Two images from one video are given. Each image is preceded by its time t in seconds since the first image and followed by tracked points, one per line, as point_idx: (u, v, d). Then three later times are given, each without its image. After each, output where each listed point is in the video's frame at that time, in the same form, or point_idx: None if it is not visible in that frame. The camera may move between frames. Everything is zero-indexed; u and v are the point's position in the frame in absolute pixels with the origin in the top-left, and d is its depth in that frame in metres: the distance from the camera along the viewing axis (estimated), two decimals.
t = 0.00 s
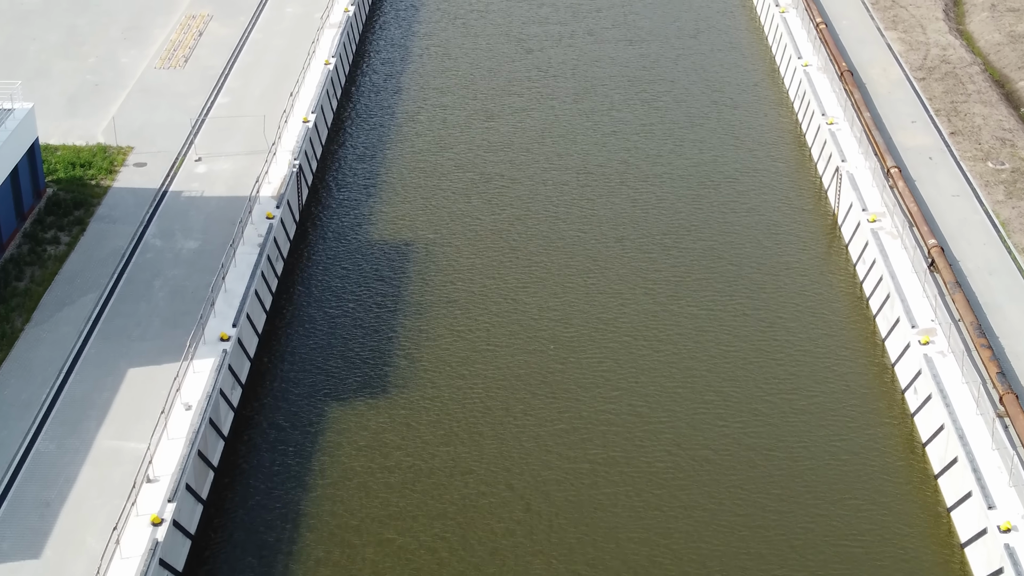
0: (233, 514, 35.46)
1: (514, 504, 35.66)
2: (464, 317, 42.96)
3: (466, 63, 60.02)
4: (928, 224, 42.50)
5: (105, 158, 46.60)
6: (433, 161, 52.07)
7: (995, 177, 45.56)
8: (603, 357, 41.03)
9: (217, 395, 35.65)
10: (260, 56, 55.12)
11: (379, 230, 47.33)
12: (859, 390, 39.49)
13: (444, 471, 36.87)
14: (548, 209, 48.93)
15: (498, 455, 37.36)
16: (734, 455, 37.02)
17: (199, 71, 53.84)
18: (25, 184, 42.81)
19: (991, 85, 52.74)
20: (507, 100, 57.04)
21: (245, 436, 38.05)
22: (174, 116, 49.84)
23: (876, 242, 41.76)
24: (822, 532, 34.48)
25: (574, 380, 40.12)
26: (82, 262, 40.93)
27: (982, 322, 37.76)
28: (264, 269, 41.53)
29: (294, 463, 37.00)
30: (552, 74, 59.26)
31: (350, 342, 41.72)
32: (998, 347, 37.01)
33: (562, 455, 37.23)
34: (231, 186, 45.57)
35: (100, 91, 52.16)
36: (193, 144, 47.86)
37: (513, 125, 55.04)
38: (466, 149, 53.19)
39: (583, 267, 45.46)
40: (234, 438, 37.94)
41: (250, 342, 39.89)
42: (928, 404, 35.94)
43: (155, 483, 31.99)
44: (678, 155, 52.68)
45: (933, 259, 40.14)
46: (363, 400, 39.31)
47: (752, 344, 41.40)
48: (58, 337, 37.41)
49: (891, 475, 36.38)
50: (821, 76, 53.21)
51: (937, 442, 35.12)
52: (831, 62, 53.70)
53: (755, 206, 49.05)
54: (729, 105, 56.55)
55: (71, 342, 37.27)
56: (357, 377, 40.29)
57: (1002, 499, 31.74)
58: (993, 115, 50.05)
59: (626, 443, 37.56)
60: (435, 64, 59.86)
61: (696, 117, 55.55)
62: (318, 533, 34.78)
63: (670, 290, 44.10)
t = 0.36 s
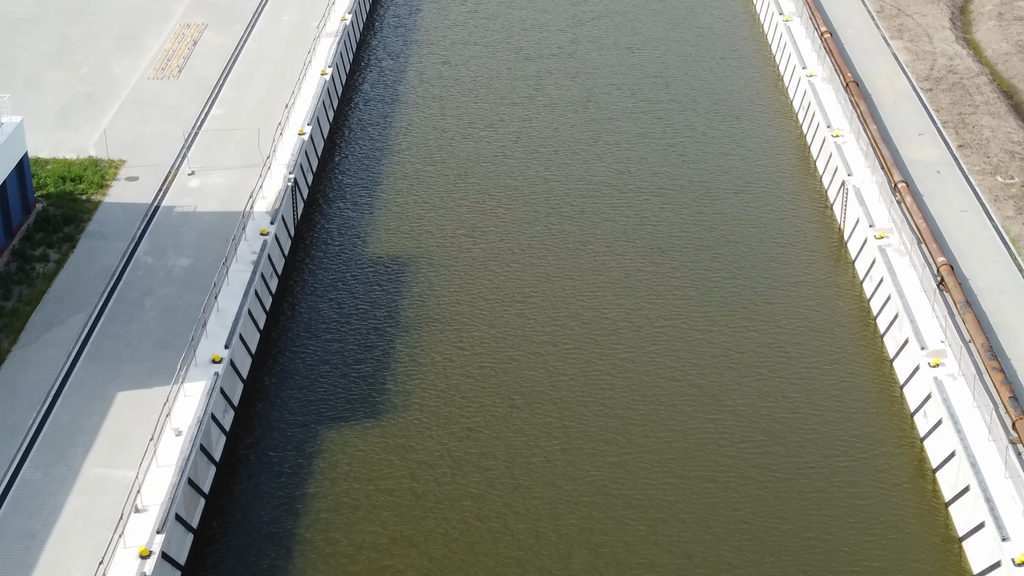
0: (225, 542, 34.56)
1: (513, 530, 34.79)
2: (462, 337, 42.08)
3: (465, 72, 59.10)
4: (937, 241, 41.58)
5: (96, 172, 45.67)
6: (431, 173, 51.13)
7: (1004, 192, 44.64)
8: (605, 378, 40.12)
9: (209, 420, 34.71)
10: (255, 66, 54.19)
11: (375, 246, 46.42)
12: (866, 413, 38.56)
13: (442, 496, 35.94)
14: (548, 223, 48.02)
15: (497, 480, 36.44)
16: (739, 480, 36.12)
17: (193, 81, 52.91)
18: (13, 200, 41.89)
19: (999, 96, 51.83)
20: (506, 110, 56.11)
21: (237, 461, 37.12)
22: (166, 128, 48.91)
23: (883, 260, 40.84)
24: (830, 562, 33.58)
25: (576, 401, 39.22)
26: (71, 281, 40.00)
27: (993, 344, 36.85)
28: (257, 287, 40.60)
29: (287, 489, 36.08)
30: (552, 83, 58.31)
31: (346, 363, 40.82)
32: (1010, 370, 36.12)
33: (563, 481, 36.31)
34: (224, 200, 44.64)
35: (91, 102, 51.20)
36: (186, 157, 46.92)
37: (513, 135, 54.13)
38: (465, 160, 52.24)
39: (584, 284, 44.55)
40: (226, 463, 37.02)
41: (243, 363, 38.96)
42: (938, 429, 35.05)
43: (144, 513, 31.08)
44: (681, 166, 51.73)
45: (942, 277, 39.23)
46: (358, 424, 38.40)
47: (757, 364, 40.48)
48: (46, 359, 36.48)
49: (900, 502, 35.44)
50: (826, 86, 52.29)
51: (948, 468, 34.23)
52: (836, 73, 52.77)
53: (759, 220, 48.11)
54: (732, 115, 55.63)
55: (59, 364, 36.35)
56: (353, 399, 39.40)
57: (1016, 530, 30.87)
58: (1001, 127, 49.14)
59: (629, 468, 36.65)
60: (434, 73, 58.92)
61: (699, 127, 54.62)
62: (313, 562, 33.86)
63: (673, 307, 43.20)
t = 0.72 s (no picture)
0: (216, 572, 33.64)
1: (512, 558, 33.90)
2: (460, 357, 41.17)
3: (464, 81, 58.18)
4: (946, 258, 40.66)
5: (87, 187, 44.75)
6: (428, 186, 50.20)
7: (1014, 207, 43.70)
8: (606, 399, 39.21)
9: (199, 446, 33.78)
10: (250, 77, 53.28)
11: (372, 263, 45.51)
12: (874, 437, 37.64)
13: (439, 523, 35.00)
14: (548, 237, 47.11)
15: (496, 506, 35.50)
16: (744, 506, 35.21)
17: (186, 93, 51.99)
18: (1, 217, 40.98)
19: (1007, 107, 50.90)
20: (505, 120, 55.18)
21: (229, 486, 36.20)
22: (159, 141, 47.98)
23: (891, 278, 39.93)
24: None
25: (577, 424, 38.33)
26: (60, 300, 39.09)
27: (1004, 367, 35.94)
28: (250, 306, 39.66)
29: (280, 516, 35.15)
30: (552, 93, 57.39)
31: (341, 384, 39.91)
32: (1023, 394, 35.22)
33: (564, 507, 35.38)
34: (217, 216, 43.71)
35: (83, 114, 50.26)
36: (179, 171, 45.99)
37: (512, 146, 53.21)
38: (463, 173, 51.32)
39: (584, 301, 43.63)
40: (219, 489, 36.10)
41: (236, 385, 38.03)
42: (949, 455, 34.16)
43: (131, 545, 30.14)
44: (683, 179, 50.81)
45: (952, 297, 38.32)
46: (354, 447, 37.47)
47: (762, 385, 39.58)
48: (33, 383, 35.56)
49: (910, 530, 34.51)
50: (831, 97, 51.37)
51: (960, 496, 33.33)
52: (841, 84, 51.84)
53: (763, 234, 47.18)
54: (735, 126, 54.71)
55: (46, 388, 35.42)
56: (348, 422, 38.48)
57: None
58: (1010, 140, 48.22)
59: (631, 493, 35.73)
60: (432, 82, 57.99)
61: (701, 138, 53.69)
62: None
63: (676, 325, 42.29)
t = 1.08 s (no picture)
0: None
1: None
2: (459, 377, 40.32)
3: (462, 91, 57.33)
4: (954, 275, 39.83)
5: (78, 201, 43.90)
6: (427, 199, 49.34)
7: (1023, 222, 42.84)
8: (607, 420, 38.39)
9: (191, 471, 32.95)
10: (245, 87, 52.45)
11: (369, 278, 44.65)
12: (882, 461, 36.81)
13: (436, 550, 34.16)
14: (548, 251, 46.29)
15: (495, 531, 34.66)
16: (749, 532, 34.41)
17: (180, 103, 51.16)
18: None
19: (1015, 118, 50.05)
20: (505, 130, 54.33)
21: (222, 511, 35.38)
22: (152, 153, 47.14)
23: (899, 296, 39.10)
24: None
25: (577, 446, 37.51)
26: (49, 318, 38.23)
27: (1016, 389, 35.11)
28: (244, 325, 38.82)
29: (274, 542, 34.31)
30: (553, 102, 56.55)
31: (337, 405, 39.06)
32: None
33: (565, 532, 34.56)
34: (211, 230, 42.85)
35: (75, 125, 49.41)
36: (172, 185, 45.14)
37: (511, 157, 52.37)
38: (462, 184, 50.47)
39: (585, 318, 42.81)
40: (211, 514, 35.27)
41: (229, 406, 37.18)
42: (960, 481, 33.36)
43: None
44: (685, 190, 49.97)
45: (961, 316, 37.50)
46: (349, 471, 36.63)
47: (767, 405, 38.79)
48: (20, 405, 34.70)
49: (921, 557, 33.69)
50: (835, 108, 50.53)
51: (971, 523, 32.52)
52: (846, 94, 51.00)
53: (767, 248, 46.36)
54: (738, 135, 53.88)
55: (34, 411, 34.57)
56: (345, 444, 37.65)
57: None
58: (1018, 152, 47.38)
59: (633, 518, 34.92)
60: (431, 91, 57.13)
61: (704, 148, 52.84)
62: None
63: (679, 342, 41.47)
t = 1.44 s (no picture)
0: None
1: None
2: (457, 399, 39.42)
3: (461, 101, 56.42)
4: (964, 295, 38.92)
5: (68, 217, 42.97)
6: (425, 214, 48.42)
7: None
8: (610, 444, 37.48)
9: (181, 500, 32.05)
10: (240, 98, 51.55)
11: (365, 296, 43.73)
12: (891, 487, 35.91)
13: None
14: (549, 267, 45.40)
15: (495, 561, 33.76)
16: (755, 562, 33.57)
17: (174, 115, 50.25)
18: None
19: None
20: (504, 141, 53.43)
21: (214, 540, 34.48)
22: (144, 167, 46.23)
23: (908, 316, 38.19)
24: None
25: (579, 471, 36.63)
26: (37, 340, 37.30)
27: None
28: (237, 346, 37.91)
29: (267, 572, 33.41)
30: (553, 112, 55.63)
31: (332, 429, 38.15)
32: None
33: (566, 562, 33.67)
34: (204, 248, 41.94)
35: (66, 137, 48.47)
36: (164, 200, 44.23)
37: (511, 169, 51.46)
38: (460, 198, 49.57)
39: (586, 336, 41.93)
40: (202, 543, 34.37)
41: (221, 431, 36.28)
42: (972, 510, 32.48)
43: None
44: (689, 203, 49.06)
45: (972, 337, 36.60)
46: (345, 497, 35.73)
47: (772, 427, 37.92)
48: (6, 432, 33.80)
49: None
50: (841, 120, 49.63)
51: (984, 554, 31.65)
52: (852, 106, 50.10)
53: (772, 263, 45.46)
54: (741, 146, 52.97)
55: (20, 438, 33.66)
56: (340, 469, 36.75)
57: None
58: None
59: (637, 547, 34.04)
60: (429, 102, 56.23)
61: (707, 160, 51.93)
62: None
63: (682, 362, 40.58)
